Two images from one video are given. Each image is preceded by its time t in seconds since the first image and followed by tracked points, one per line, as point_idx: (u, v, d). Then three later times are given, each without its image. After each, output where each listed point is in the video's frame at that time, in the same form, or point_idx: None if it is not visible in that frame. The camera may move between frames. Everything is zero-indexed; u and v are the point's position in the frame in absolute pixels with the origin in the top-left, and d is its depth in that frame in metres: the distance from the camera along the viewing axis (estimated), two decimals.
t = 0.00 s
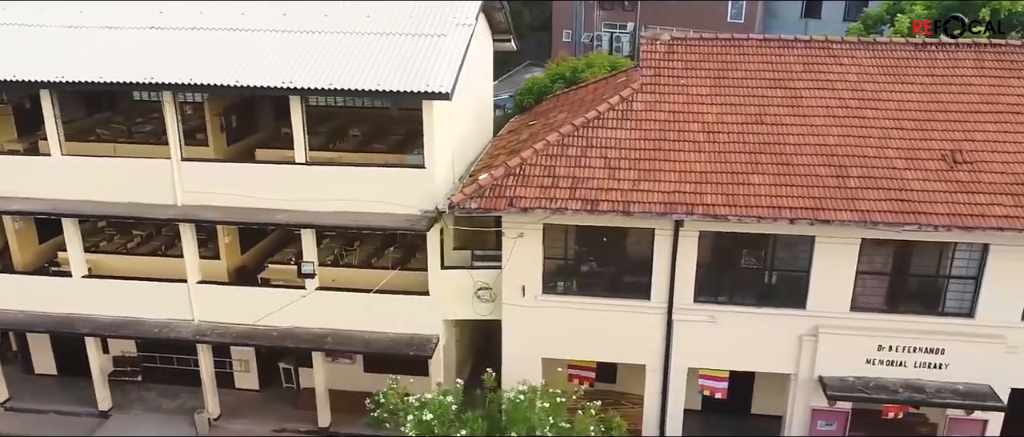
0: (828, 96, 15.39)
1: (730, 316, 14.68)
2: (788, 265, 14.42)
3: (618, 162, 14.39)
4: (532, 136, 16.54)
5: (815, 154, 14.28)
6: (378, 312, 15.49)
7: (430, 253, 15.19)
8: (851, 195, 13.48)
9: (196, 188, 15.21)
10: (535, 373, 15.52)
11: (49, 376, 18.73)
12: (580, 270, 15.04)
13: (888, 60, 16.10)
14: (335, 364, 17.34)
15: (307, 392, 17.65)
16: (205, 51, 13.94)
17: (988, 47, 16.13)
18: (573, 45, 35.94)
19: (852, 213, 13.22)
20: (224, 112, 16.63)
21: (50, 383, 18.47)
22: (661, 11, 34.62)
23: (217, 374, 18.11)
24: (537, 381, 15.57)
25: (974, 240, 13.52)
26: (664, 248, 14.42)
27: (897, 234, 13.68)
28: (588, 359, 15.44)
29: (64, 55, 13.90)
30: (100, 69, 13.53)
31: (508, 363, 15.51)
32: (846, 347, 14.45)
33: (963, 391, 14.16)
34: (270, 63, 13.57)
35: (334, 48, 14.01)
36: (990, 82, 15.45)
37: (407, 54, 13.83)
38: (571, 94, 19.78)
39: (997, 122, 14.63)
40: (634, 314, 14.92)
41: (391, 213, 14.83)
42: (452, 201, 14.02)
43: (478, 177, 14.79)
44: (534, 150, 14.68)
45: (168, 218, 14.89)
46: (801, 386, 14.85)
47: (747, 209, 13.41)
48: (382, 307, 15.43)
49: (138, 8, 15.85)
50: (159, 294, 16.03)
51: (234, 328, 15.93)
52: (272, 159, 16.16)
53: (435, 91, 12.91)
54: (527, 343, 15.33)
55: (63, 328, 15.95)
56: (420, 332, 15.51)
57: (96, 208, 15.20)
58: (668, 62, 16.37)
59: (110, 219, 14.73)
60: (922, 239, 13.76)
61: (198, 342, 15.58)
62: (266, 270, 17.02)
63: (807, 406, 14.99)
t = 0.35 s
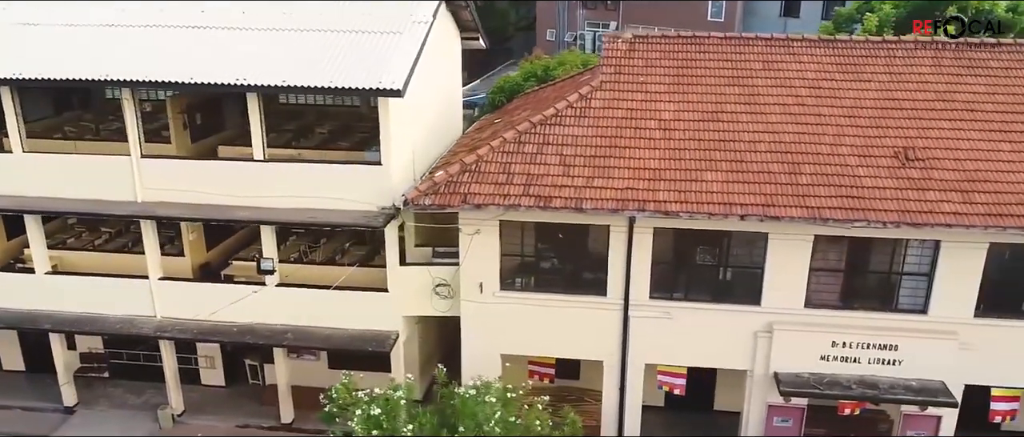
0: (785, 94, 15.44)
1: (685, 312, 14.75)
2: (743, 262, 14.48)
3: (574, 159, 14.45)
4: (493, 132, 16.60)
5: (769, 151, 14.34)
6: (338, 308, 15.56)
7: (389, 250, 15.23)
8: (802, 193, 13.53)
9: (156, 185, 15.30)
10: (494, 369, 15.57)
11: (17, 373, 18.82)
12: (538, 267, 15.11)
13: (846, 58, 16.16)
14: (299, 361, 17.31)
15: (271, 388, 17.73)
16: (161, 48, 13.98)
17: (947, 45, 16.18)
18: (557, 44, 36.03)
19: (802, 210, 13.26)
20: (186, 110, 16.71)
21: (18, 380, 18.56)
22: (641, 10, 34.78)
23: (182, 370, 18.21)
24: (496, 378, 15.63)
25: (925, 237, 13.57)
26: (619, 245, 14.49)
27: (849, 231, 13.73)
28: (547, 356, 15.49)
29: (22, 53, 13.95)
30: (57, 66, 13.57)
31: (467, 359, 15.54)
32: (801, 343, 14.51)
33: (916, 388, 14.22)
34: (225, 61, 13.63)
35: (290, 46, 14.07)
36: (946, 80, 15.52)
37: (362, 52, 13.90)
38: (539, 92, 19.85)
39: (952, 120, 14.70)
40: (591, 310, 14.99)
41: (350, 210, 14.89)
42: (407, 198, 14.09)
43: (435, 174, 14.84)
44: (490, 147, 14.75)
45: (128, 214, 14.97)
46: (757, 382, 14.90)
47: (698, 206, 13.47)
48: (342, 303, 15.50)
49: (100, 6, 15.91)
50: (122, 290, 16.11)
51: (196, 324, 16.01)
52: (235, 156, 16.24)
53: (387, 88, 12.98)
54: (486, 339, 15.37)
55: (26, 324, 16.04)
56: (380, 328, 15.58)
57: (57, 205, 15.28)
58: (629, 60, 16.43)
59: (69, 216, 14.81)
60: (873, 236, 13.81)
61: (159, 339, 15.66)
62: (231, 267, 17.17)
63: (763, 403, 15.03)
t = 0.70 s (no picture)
0: (742, 91, 15.50)
1: (639, 308, 14.83)
2: (696, 259, 14.56)
3: (528, 156, 14.52)
4: (454, 129, 16.67)
5: (722, 148, 14.41)
6: (297, 304, 15.62)
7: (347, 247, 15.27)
8: (753, 189, 13.60)
9: (115, 182, 15.38)
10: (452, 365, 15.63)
11: None
12: (495, 263, 15.18)
13: (805, 55, 16.22)
14: (262, 357, 17.49)
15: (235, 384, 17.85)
16: (117, 46, 14.03)
17: (905, 42, 16.25)
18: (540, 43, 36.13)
19: (752, 207, 13.33)
20: (149, 107, 16.71)
21: None
22: (622, 10, 34.95)
23: (148, 367, 18.30)
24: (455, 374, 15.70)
25: (875, 234, 13.62)
26: (573, 241, 14.56)
27: (800, 228, 13.80)
28: (505, 352, 15.56)
29: None
30: (11, 63, 13.62)
31: (426, 355, 15.60)
32: (754, 340, 14.56)
33: (868, 384, 14.27)
34: (180, 58, 13.69)
35: (245, 43, 14.13)
36: (902, 77, 15.59)
37: (316, 49, 13.97)
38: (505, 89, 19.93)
39: (906, 117, 14.77)
40: (547, 307, 15.05)
41: (307, 206, 14.96)
42: (361, 194, 14.17)
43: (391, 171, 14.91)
44: (446, 144, 14.83)
45: (87, 211, 15.05)
46: (712, 378, 14.97)
47: (648, 202, 13.54)
48: (301, 300, 15.56)
49: (61, 4, 15.98)
50: (83, 286, 16.19)
51: (157, 320, 16.09)
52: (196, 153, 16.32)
53: (338, 84, 13.04)
54: (444, 335, 15.43)
55: None
56: (338, 325, 15.64)
57: (17, 202, 15.37)
58: (589, 58, 16.49)
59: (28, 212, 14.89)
60: (824, 233, 13.88)
61: (120, 335, 15.74)
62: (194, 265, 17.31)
63: (718, 398, 15.11)
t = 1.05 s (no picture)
0: (698, 89, 15.58)
1: (595, 305, 14.86)
2: (650, 256, 14.64)
3: (483, 154, 14.59)
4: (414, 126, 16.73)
5: (675, 145, 14.49)
6: (256, 301, 15.68)
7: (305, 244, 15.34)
8: (703, 186, 13.66)
9: (74, 179, 15.45)
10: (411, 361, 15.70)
11: None
12: (452, 260, 15.25)
13: (763, 53, 16.28)
14: (225, 354, 17.57)
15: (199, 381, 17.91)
16: (73, 43, 14.08)
17: (863, 41, 16.32)
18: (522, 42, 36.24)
19: (701, 204, 13.40)
20: (110, 105, 16.57)
21: None
22: (604, 9, 35.13)
23: (113, 364, 18.37)
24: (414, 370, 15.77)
25: (825, 230, 13.69)
26: (528, 238, 14.62)
27: (751, 225, 13.86)
28: (463, 349, 15.62)
29: None
30: None
31: (385, 351, 15.70)
32: (708, 337, 14.62)
33: (820, 380, 14.33)
34: (134, 56, 13.75)
35: (200, 41, 14.15)
36: (858, 75, 15.66)
37: (270, 47, 14.05)
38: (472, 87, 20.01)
39: (859, 115, 14.84)
40: (504, 304, 15.09)
41: (264, 204, 15.02)
42: (316, 191, 14.24)
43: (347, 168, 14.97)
44: (401, 141, 14.90)
45: (45, 208, 15.12)
46: (667, 374, 15.03)
47: (599, 199, 13.60)
48: (259, 297, 15.62)
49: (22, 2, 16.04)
50: (44, 284, 16.26)
51: (118, 317, 16.15)
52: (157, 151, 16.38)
53: (290, 82, 13.19)
54: (402, 332, 15.52)
55: None
56: (297, 321, 15.72)
57: None
58: (549, 56, 16.53)
59: None
60: (775, 230, 13.94)
61: (80, 332, 15.81)
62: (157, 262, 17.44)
63: (673, 395, 15.16)
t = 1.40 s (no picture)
0: (654, 87, 15.67)
1: (549, 302, 14.95)
2: (604, 252, 14.74)
3: (437, 151, 14.68)
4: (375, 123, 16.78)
5: (628, 142, 14.58)
6: (215, 298, 15.77)
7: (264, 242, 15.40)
8: (652, 183, 13.75)
9: (34, 176, 15.56)
10: (369, 357, 15.79)
11: None
12: (409, 257, 15.34)
13: (721, 51, 16.36)
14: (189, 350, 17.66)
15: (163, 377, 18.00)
16: (30, 41, 14.41)
17: (821, 39, 16.37)
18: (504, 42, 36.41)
19: (649, 200, 13.48)
20: (72, 103, 16.70)
21: None
22: (585, 9, 35.32)
23: (78, 361, 18.47)
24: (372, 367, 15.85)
25: (774, 227, 13.78)
26: (483, 235, 14.71)
27: (701, 222, 13.93)
28: (421, 345, 15.71)
29: None
30: None
31: (344, 348, 15.78)
32: (661, 333, 14.71)
33: (771, 376, 14.42)
34: (89, 54, 14.04)
35: (154, 41, 14.32)
36: (814, 73, 15.72)
37: (224, 46, 14.26)
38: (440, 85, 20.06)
39: (812, 112, 14.91)
40: (460, 300, 15.17)
41: (221, 201, 15.11)
42: (271, 188, 14.34)
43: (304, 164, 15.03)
44: (357, 138, 14.99)
45: (4, 205, 15.22)
46: (622, 370, 15.10)
47: (549, 196, 13.68)
48: (219, 293, 15.70)
49: None
50: (6, 280, 16.36)
51: (78, 314, 16.24)
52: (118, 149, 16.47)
53: (239, 80, 13.53)
54: (360, 327, 15.60)
55: None
56: (257, 318, 15.80)
57: None
58: (508, 54, 16.62)
59: None
60: (725, 227, 14.02)
61: (39, 328, 15.90)
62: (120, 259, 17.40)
63: (628, 391, 15.24)
